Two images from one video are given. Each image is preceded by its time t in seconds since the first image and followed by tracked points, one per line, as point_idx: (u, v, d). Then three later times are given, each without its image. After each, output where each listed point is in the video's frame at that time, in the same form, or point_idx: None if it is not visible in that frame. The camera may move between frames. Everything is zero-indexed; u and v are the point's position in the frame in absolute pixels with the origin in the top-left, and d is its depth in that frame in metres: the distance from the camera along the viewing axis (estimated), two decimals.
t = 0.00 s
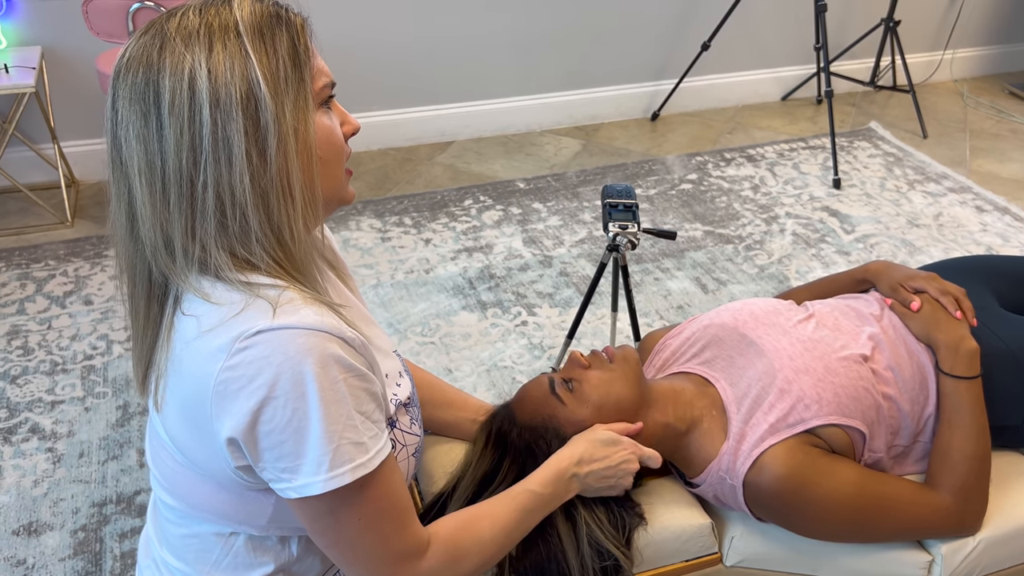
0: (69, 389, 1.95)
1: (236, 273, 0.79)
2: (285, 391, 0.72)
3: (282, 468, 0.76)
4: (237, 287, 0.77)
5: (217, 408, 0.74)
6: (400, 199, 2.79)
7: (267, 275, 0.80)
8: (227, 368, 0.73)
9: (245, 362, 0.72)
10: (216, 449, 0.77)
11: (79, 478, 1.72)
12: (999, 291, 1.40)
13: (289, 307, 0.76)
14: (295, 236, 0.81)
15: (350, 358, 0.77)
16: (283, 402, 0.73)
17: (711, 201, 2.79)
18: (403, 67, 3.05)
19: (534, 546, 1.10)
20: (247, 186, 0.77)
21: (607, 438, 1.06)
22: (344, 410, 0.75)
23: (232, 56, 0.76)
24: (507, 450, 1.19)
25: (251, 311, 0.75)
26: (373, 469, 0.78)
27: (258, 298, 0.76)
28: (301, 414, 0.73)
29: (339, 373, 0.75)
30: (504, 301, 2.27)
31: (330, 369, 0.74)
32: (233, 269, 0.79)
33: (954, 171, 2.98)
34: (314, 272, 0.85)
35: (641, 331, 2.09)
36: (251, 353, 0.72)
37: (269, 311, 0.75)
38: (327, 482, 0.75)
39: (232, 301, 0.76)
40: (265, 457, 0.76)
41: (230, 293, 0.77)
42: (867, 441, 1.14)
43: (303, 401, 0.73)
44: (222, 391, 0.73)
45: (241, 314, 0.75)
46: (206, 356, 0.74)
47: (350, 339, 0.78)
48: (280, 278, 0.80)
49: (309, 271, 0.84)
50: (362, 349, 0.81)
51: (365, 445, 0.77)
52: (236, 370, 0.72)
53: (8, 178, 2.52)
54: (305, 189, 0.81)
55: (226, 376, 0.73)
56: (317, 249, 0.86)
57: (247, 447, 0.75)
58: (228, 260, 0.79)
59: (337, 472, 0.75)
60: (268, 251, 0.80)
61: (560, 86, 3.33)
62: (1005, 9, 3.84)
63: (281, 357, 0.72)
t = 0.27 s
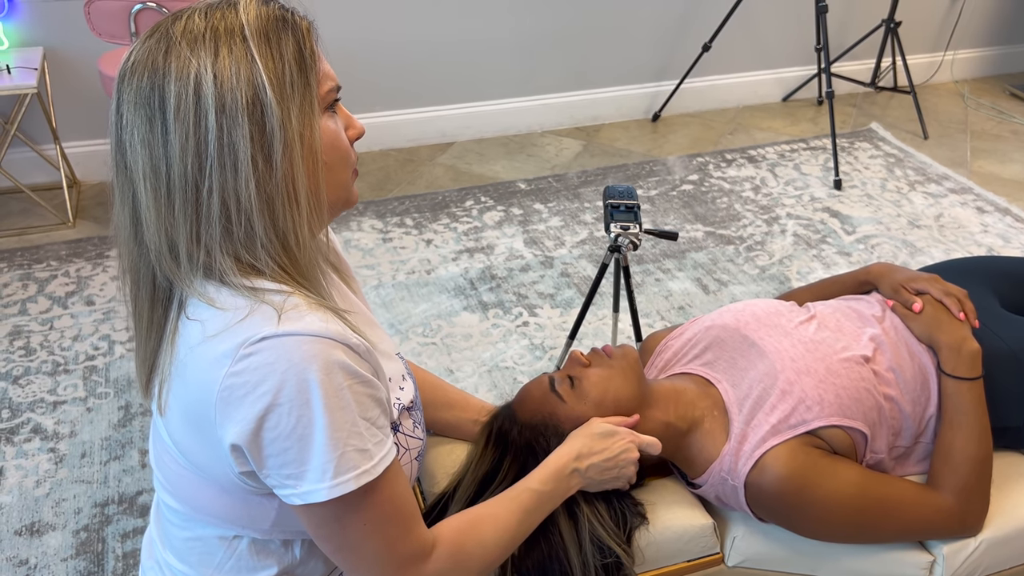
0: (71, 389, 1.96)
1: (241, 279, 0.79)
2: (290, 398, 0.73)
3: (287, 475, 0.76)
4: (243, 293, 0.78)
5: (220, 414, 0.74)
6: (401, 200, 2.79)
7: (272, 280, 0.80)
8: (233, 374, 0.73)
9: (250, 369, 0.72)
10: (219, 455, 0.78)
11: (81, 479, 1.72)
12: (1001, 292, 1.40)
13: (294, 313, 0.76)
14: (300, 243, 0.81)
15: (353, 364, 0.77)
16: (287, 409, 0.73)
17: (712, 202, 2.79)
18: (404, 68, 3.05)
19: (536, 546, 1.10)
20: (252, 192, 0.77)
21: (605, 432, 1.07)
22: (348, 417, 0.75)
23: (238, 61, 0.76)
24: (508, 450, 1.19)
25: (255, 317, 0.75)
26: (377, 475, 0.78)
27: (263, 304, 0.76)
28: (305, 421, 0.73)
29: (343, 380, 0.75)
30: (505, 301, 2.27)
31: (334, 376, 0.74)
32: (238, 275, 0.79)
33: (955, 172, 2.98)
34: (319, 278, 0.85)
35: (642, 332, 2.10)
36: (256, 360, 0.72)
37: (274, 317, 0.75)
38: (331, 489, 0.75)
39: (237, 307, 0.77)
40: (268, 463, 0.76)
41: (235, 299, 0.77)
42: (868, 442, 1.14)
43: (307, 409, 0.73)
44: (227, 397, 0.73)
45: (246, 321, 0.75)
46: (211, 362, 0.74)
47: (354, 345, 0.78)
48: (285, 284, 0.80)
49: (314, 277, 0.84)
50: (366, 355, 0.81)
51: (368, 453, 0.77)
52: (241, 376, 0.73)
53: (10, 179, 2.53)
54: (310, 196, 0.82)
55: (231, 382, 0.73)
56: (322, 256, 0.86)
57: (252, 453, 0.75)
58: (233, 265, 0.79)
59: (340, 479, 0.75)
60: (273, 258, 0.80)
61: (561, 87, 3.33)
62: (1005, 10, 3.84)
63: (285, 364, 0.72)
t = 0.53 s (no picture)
0: (71, 390, 1.95)
1: (254, 283, 0.79)
2: (297, 407, 0.73)
3: (287, 486, 0.75)
4: (251, 298, 0.77)
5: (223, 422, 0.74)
6: (401, 201, 2.79)
7: (281, 287, 0.80)
8: (239, 380, 0.73)
9: (255, 378, 0.72)
10: (220, 462, 0.77)
11: (81, 479, 1.72)
12: (1001, 293, 1.40)
13: (299, 322, 0.76)
14: (310, 250, 0.81)
15: (361, 374, 0.77)
16: (294, 417, 0.73)
17: (712, 202, 2.79)
18: (404, 69, 3.05)
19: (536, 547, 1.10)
20: (278, 192, 0.77)
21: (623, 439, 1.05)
22: (353, 427, 0.75)
23: (272, 61, 0.76)
24: (509, 452, 1.19)
25: (260, 326, 0.75)
26: (381, 486, 0.78)
27: (269, 313, 0.76)
28: (309, 430, 0.73)
29: (350, 391, 0.75)
30: (505, 302, 2.27)
31: (341, 386, 0.74)
32: (247, 279, 0.79)
33: (955, 173, 2.98)
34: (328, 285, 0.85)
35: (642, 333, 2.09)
36: (267, 365, 0.72)
37: (279, 326, 0.75)
38: (333, 501, 0.75)
39: (243, 313, 0.77)
40: (268, 474, 0.75)
41: (241, 304, 0.77)
42: (869, 443, 1.14)
43: (314, 418, 0.73)
44: (233, 404, 0.73)
45: (252, 328, 0.75)
46: (219, 366, 0.74)
47: (361, 356, 0.79)
48: (294, 292, 0.80)
49: (321, 284, 0.84)
50: (373, 365, 0.81)
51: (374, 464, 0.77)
52: (248, 383, 0.73)
53: (10, 179, 2.53)
54: (332, 198, 0.82)
55: (238, 389, 0.73)
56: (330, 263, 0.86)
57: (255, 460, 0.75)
58: (244, 268, 0.79)
59: (343, 490, 0.75)
60: (281, 264, 0.80)
61: (561, 87, 3.33)
62: (1005, 11, 3.84)
63: (291, 375, 0.72)
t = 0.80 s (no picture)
0: (70, 390, 1.95)
1: (249, 280, 0.79)
2: (299, 395, 0.72)
3: (298, 474, 0.74)
4: (246, 295, 0.77)
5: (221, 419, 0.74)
6: (400, 201, 2.79)
7: (276, 283, 0.80)
8: (236, 375, 0.73)
9: (250, 371, 0.72)
10: (224, 457, 0.78)
11: (80, 480, 1.72)
12: (999, 294, 1.40)
13: (293, 316, 0.76)
14: (306, 244, 0.82)
15: (364, 356, 0.76)
16: (297, 404, 0.72)
17: (711, 203, 2.79)
18: (403, 69, 3.05)
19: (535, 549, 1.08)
20: (270, 187, 0.77)
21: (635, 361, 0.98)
22: (356, 404, 0.73)
23: (254, 57, 0.76)
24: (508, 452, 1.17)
25: (254, 321, 0.75)
26: (406, 459, 0.75)
27: (263, 308, 0.76)
28: (311, 418, 0.72)
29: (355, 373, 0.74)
30: (505, 302, 2.27)
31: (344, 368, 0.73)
32: (243, 276, 0.79)
33: (954, 174, 2.98)
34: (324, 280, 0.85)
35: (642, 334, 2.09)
36: (264, 357, 0.72)
37: (272, 320, 0.75)
38: (349, 483, 0.74)
39: (236, 311, 0.76)
40: (274, 466, 0.74)
41: (236, 301, 0.77)
42: (868, 444, 1.14)
43: (319, 401, 0.72)
44: (233, 399, 0.73)
45: (248, 323, 0.75)
46: (214, 364, 0.74)
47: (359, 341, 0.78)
48: (289, 288, 0.80)
49: (318, 280, 0.84)
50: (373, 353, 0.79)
51: (395, 436, 0.75)
52: (246, 377, 0.72)
53: (9, 180, 2.53)
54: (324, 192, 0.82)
55: (235, 384, 0.73)
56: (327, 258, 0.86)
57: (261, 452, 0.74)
58: (241, 267, 0.79)
59: (361, 469, 0.73)
60: (279, 258, 0.80)
61: (561, 88, 3.33)
62: (1005, 11, 3.84)
63: (285, 364, 0.72)
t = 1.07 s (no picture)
0: (70, 390, 1.95)
1: (265, 274, 0.79)
2: (320, 383, 0.72)
3: (322, 460, 0.74)
4: (263, 287, 0.77)
5: (243, 409, 0.74)
6: (400, 201, 2.79)
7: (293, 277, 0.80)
8: (254, 365, 0.72)
9: (269, 361, 0.72)
10: (239, 451, 0.77)
11: (80, 480, 1.72)
12: (1000, 294, 1.40)
13: (310, 304, 0.76)
14: (323, 240, 0.81)
15: (383, 345, 0.76)
16: (319, 390, 0.72)
17: (711, 203, 2.79)
18: (403, 69, 3.05)
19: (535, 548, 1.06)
20: (293, 184, 0.77)
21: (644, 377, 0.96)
22: (376, 382, 0.73)
23: (282, 55, 0.76)
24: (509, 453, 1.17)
25: (274, 313, 0.75)
26: (428, 433, 0.75)
27: (281, 300, 0.76)
28: (332, 403, 0.72)
29: (378, 357, 0.74)
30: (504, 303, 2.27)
31: (367, 356, 0.73)
32: (260, 270, 0.79)
33: (954, 174, 2.98)
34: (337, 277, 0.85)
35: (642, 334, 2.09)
36: (283, 345, 0.72)
37: (292, 310, 0.75)
38: (378, 460, 0.73)
39: (252, 305, 0.76)
40: (295, 453, 0.74)
41: (254, 293, 0.77)
42: (867, 446, 1.14)
43: (342, 385, 0.72)
44: (250, 389, 0.73)
45: (263, 315, 0.75)
46: (230, 355, 0.74)
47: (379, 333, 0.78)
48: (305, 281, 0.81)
49: (332, 275, 0.84)
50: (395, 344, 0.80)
51: (417, 412, 0.74)
52: (263, 367, 0.72)
53: (9, 180, 2.53)
54: (345, 193, 0.82)
55: (253, 374, 0.72)
56: (342, 254, 0.87)
57: (280, 441, 0.74)
58: (259, 260, 0.79)
59: (388, 444, 0.73)
60: (296, 252, 0.80)
61: (561, 88, 3.33)
62: (1005, 11, 3.84)
63: (305, 351, 0.72)
